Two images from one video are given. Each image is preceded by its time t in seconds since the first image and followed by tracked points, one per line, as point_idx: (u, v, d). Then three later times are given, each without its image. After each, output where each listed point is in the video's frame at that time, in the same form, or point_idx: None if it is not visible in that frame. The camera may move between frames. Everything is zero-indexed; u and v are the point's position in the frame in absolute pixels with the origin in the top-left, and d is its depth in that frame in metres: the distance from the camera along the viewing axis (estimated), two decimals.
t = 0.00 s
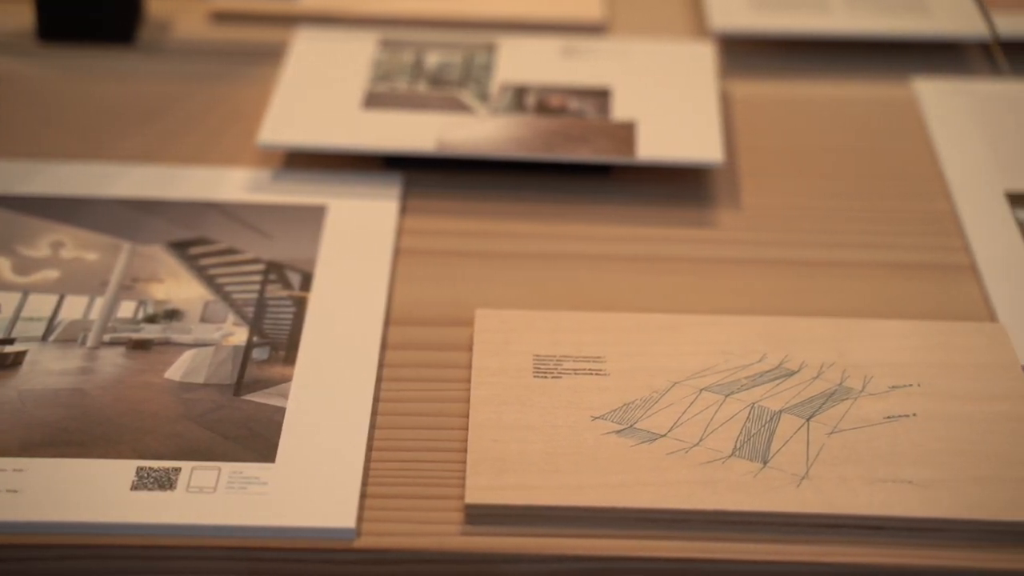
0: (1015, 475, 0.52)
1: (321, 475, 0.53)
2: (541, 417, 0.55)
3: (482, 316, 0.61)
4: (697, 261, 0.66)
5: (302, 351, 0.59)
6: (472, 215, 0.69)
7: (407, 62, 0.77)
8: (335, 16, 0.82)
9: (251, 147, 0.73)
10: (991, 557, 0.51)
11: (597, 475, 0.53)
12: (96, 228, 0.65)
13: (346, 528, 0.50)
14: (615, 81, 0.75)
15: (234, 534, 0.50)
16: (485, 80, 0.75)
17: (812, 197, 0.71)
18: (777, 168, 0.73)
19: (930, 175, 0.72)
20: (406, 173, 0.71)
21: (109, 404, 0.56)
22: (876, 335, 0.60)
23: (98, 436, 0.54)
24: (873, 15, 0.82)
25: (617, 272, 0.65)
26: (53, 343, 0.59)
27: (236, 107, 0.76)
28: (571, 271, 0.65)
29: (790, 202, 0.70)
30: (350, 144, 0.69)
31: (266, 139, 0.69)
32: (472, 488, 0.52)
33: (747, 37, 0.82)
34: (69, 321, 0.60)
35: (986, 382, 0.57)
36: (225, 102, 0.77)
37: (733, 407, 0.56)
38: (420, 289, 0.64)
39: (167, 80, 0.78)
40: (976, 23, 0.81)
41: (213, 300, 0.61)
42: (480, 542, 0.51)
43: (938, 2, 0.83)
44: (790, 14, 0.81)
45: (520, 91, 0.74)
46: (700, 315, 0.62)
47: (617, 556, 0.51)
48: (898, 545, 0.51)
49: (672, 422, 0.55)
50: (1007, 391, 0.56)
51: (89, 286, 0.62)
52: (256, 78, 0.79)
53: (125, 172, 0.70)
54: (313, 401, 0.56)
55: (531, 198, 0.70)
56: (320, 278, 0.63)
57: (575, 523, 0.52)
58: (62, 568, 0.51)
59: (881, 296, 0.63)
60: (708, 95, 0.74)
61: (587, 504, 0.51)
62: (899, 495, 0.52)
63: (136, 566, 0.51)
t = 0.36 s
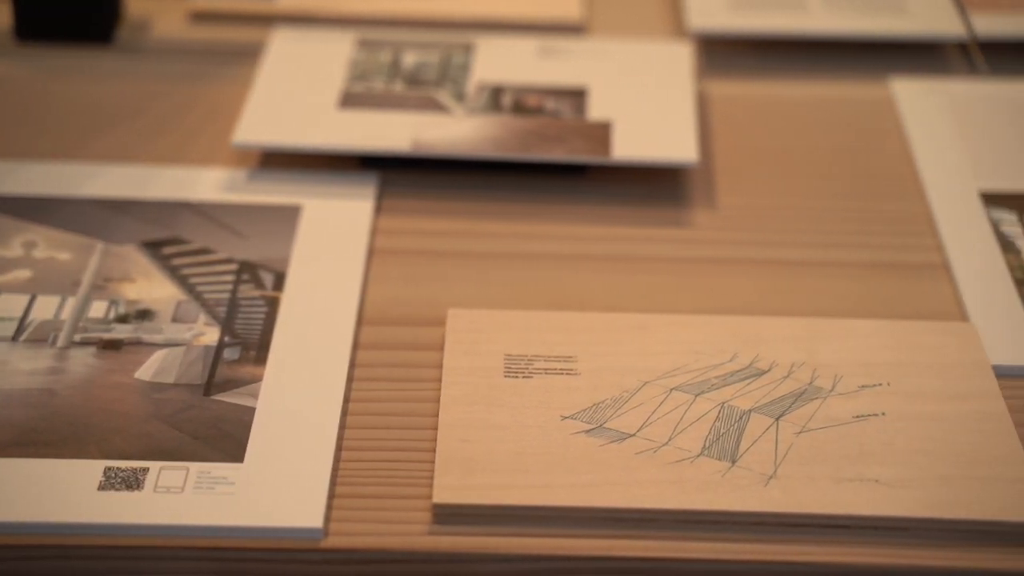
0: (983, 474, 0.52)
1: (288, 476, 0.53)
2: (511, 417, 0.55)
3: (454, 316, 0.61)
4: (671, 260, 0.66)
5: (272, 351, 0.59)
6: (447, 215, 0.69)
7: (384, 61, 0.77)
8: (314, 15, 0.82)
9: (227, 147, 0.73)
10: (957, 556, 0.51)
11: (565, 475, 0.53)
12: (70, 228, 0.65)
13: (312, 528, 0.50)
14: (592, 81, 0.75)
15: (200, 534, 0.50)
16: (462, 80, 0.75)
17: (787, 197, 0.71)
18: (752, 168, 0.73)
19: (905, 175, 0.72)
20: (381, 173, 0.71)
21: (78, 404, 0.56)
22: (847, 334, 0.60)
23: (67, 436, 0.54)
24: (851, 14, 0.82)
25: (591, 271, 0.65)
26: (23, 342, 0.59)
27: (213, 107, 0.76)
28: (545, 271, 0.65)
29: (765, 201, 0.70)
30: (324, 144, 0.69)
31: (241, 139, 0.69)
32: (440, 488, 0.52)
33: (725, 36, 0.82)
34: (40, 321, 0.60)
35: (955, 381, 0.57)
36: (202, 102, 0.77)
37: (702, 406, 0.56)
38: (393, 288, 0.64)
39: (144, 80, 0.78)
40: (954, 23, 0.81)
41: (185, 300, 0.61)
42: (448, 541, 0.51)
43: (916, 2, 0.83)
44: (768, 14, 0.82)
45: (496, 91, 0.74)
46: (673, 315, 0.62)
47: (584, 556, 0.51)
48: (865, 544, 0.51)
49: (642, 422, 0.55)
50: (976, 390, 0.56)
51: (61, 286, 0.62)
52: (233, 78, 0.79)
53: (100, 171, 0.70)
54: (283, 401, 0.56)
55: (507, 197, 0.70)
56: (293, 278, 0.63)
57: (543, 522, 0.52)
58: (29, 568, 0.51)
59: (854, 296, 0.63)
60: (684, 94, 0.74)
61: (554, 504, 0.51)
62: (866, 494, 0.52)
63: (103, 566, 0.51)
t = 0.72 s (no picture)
0: (950, 474, 0.52)
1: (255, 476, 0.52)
2: (478, 417, 0.55)
3: (425, 316, 0.61)
4: (644, 260, 0.66)
5: (242, 351, 0.59)
6: (421, 215, 0.69)
7: (360, 61, 0.77)
8: (291, 15, 0.82)
9: (202, 146, 0.73)
10: (923, 554, 0.51)
11: (531, 475, 0.53)
12: (41, 227, 0.65)
13: (277, 528, 0.50)
14: (568, 81, 0.75)
15: (165, 534, 0.50)
16: (438, 80, 0.75)
17: (761, 196, 0.71)
18: (728, 168, 0.73)
19: (879, 175, 0.72)
20: (356, 173, 0.71)
21: (46, 404, 0.55)
22: (818, 334, 0.60)
23: (33, 436, 0.54)
24: (828, 15, 0.82)
25: (564, 271, 0.65)
26: None
27: (189, 107, 0.76)
28: (518, 271, 0.65)
29: (739, 201, 0.70)
30: (298, 144, 0.69)
31: (215, 139, 0.69)
32: (406, 488, 0.52)
33: (702, 37, 0.82)
34: (9, 321, 0.60)
35: (924, 381, 0.57)
36: (178, 102, 0.77)
37: (670, 406, 0.56)
38: (365, 288, 0.64)
39: (121, 79, 0.78)
40: (930, 23, 0.81)
41: (155, 300, 0.61)
42: (413, 541, 0.51)
43: (893, 3, 0.84)
44: (745, 14, 0.82)
45: (472, 91, 0.74)
46: (644, 314, 0.62)
47: (549, 556, 0.51)
48: (830, 543, 0.51)
49: (609, 421, 0.55)
50: (944, 390, 0.56)
51: (31, 286, 0.61)
52: (210, 77, 0.79)
53: (73, 171, 0.70)
54: (251, 401, 0.56)
55: (481, 198, 0.70)
56: (264, 278, 0.63)
57: (509, 522, 0.52)
58: None
59: (826, 296, 0.64)
60: (659, 95, 0.74)
61: (520, 503, 0.51)
62: (832, 494, 0.52)
63: (67, 566, 0.51)
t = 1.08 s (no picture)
0: (920, 473, 0.53)
1: (226, 476, 0.52)
2: (450, 416, 0.55)
3: (400, 316, 0.61)
4: (620, 260, 0.66)
5: (216, 351, 0.59)
6: (398, 214, 0.69)
7: (339, 61, 0.77)
8: (271, 16, 0.82)
9: (180, 147, 0.73)
10: (892, 554, 0.51)
11: (502, 475, 0.53)
12: (17, 227, 0.65)
13: (247, 528, 0.50)
14: (546, 81, 0.75)
15: (134, 534, 0.50)
16: (416, 81, 0.75)
17: (739, 196, 0.71)
18: (705, 168, 0.73)
19: (856, 175, 0.72)
20: (334, 173, 0.71)
21: (18, 405, 0.55)
22: (791, 334, 0.60)
23: (4, 437, 0.54)
24: (807, 15, 0.82)
25: (540, 271, 0.65)
26: None
27: (168, 107, 0.76)
28: (494, 271, 0.65)
29: (716, 201, 0.70)
30: (275, 144, 0.69)
31: (192, 139, 0.69)
32: (376, 487, 0.52)
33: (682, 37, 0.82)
34: None
35: (896, 381, 0.57)
36: (157, 102, 0.76)
37: (643, 406, 0.56)
38: (340, 288, 0.64)
39: (100, 79, 0.78)
40: (909, 23, 0.81)
41: (130, 300, 0.61)
42: (383, 541, 0.51)
43: (872, 3, 0.84)
44: (724, 14, 0.82)
45: (450, 91, 0.74)
46: (619, 314, 0.62)
47: (519, 556, 0.51)
48: (800, 542, 0.51)
49: (582, 421, 0.55)
50: (916, 390, 0.57)
51: (5, 286, 0.61)
52: (189, 77, 0.79)
53: (50, 171, 0.70)
54: (224, 401, 0.56)
55: (458, 197, 0.70)
56: (239, 278, 0.63)
57: (479, 522, 0.52)
58: None
59: (801, 296, 0.64)
60: (637, 95, 0.74)
61: (490, 503, 0.51)
62: (802, 493, 0.52)
63: (36, 566, 0.51)
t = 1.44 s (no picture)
0: (897, 473, 0.53)
1: (204, 476, 0.52)
2: (429, 416, 0.55)
3: (380, 316, 0.61)
4: (601, 259, 0.66)
5: (195, 351, 0.59)
6: (380, 214, 0.69)
7: (323, 61, 0.77)
8: (256, 16, 0.82)
9: (163, 147, 0.73)
10: (868, 553, 0.51)
11: (480, 475, 0.53)
12: None
13: (224, 528, 0.50)
14: (530, 81, 0.75)
15: (111, 535, 0.50)
16: (400, 81, 0.75)
17: (722, 196, 0.71)
18: (688, 168, 0.73)
19: (839, 175, 0.72)
20: (317, 173, 0.71)
21: None
22: (771, 333, 0.60)
23: None
24: (791, 15, 0.82)
25: (521, 271, 0.65)
26: None
27: (152, 107, 0.76)
28: (475, 271, 0.65)
29: (699, 201, 0.70)
30: (257, 144, 0.69)
31: (174, 138, 0.69)
32: (353, 487, 0.52)
33: (666, 36, 0.82)
34: None
35: (875, 380, 0.57)
36: (140, 102, 0.76)
37: (622, 406, 0.56)
38: (321, 288, 0.64)
39: (84, 79, 0.78)
40: (893, 23, 0.81)
41: (110, 300, 0.61)
42: (359, 541, 0.51)
43: (857, 3, 0.84)
44: (708, 14, 0.82)
45: (434, 91, 0.74)
46: (599, 314, 0.62)
47: (496, 555, 0.51)
48: (776, 542, 0.51)
49: (560, 421, 0.55)
50: (894, 389, 0.57)
51: None
52: (173, 77, 0.79)
53: (32, 170, 0.70)
54: (203, 401, 0.56)
55: (441, 197, 0.70)
56: (220, 277, 0.63)
57: (456, 522, 0.52)
58: None
59: (782, 296, 0.64)
60: (621, 95, 0.74)
61: (467, 503, 0.51)
62: (778, 492, 0.52)
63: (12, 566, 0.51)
